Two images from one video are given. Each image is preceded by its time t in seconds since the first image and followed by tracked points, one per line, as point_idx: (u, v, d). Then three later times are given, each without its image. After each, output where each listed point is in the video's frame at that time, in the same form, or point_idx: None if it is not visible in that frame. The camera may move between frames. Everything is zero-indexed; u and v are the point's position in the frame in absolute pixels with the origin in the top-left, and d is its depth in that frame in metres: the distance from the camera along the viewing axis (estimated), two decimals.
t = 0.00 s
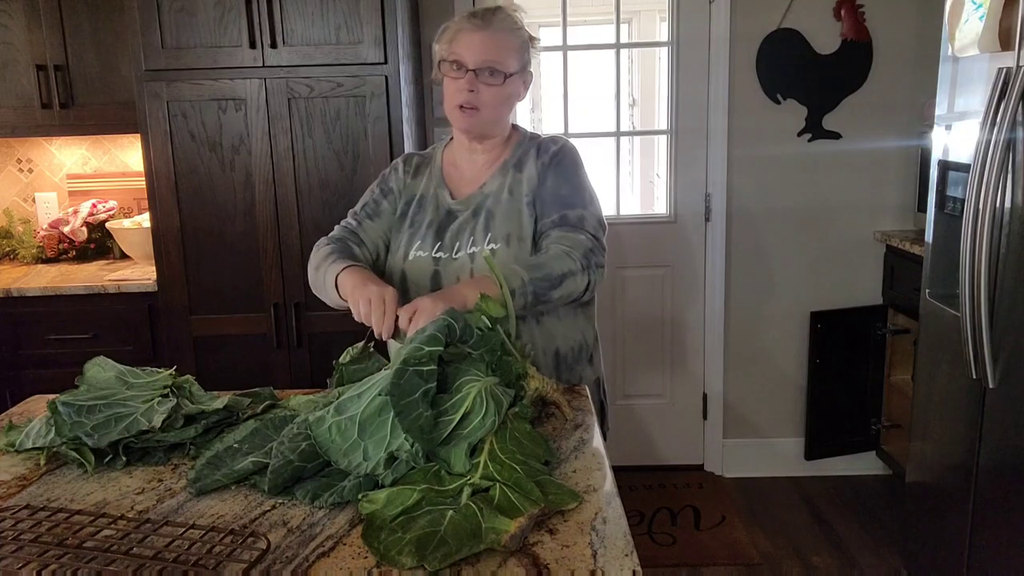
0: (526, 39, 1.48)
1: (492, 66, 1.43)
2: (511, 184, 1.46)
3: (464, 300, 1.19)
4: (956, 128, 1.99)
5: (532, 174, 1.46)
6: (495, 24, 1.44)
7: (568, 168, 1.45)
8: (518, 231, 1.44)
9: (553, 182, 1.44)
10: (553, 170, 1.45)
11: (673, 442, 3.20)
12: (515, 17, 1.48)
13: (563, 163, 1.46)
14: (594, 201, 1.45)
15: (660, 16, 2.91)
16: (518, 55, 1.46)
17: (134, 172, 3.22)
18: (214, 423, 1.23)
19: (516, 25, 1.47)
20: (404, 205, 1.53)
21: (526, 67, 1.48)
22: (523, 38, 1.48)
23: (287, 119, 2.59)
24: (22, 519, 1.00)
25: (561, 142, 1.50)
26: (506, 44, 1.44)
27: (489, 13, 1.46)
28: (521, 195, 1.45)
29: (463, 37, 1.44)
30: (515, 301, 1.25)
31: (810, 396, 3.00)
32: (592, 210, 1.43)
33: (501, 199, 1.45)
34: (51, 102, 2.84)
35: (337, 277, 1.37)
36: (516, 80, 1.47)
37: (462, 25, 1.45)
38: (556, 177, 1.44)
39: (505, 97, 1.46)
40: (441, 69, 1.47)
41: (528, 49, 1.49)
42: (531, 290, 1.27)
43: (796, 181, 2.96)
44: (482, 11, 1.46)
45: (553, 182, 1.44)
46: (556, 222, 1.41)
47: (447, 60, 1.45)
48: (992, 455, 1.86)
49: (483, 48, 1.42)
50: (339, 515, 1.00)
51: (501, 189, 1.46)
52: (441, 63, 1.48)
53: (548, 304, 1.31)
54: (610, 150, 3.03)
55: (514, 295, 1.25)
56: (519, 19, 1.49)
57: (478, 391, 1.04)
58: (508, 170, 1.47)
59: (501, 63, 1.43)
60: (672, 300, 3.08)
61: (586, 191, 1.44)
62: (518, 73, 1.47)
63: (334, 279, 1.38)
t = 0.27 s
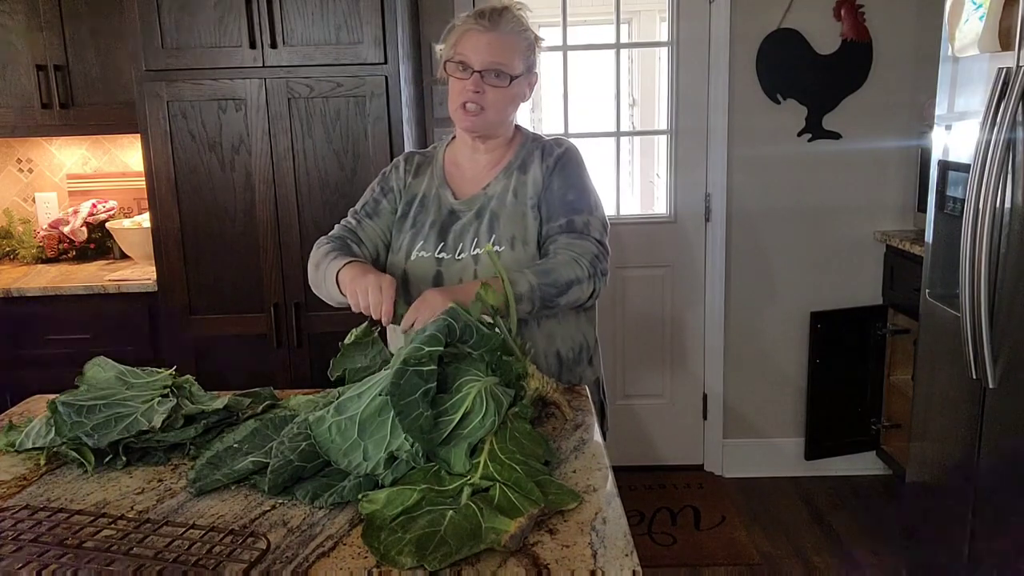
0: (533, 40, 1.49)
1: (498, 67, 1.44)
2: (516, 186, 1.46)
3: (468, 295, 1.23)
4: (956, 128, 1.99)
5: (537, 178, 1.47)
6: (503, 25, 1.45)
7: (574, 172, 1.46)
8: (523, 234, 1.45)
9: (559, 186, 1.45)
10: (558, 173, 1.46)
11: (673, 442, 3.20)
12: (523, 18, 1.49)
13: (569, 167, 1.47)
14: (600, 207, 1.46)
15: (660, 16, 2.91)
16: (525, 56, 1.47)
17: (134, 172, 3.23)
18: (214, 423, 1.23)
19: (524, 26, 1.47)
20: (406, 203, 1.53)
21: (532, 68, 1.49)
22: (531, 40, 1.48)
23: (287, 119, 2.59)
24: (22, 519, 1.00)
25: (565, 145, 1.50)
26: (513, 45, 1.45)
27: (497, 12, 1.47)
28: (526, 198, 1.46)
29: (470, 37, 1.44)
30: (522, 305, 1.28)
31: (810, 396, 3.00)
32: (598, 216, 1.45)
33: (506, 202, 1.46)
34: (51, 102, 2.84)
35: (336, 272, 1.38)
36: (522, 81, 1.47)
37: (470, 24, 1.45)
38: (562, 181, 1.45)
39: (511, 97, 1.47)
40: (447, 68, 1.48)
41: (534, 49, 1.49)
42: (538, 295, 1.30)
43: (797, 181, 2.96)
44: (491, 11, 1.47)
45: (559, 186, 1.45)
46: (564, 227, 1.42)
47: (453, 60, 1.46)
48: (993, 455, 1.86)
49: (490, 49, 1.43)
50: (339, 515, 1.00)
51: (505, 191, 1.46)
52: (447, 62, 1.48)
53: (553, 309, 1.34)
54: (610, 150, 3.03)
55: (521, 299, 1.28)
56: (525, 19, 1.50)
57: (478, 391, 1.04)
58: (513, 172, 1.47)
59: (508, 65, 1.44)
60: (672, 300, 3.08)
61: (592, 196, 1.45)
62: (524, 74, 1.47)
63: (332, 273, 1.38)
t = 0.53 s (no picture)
0: (524, 34, 1.42)
1: (492, 82, 1.39)
2: (521, 187, 1.47)
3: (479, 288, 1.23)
4: (956, 128, 1.99)
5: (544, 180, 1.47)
6: (491, 31, 1.38)
7: (580, 176, 1.47)
8: (527, 235, 1.45)
9: (569, 190, 1.45)
10: (565, 177, 1.46)
11: (673, 442, 3.20)
12: (510, 13, 1.40)
13: (575, 170, 1.47)
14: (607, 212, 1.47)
15: (660, 16, 2.91)
16: (518, 58, 1.41)
17: (134, 172, 3.22)
18: (214, 423, 1.23)
19: (513, 24, 1.40)
20: (409, 203, 1.53)
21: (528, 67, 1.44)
22: (521, 35, 1.41)
23: (288, 119, 2.59)
24: (22, 519, 1.00)
25: (571, 147, 1.50)
26: (504, 52, 1.39)
27: (483, 15, 1.39)
28: (531, 200, 1.46)
29: (460, 52, 1.39)
30: (534, 310, 1.29)
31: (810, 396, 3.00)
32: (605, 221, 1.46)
33: (511, 203, 1.46)
34: (51, 102, 2.84)
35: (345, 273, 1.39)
36: (518, 84, 1.43)
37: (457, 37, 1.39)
38: (572, 185, 1.45)
39: (510, 104, 1.43)
40: (439, 82, 1.43)
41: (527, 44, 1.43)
42: (550, 301, 1.30)
43: (797, 182, 2.96)
44: (476, 13, 1.39)
45: (567, 190, 1.45)
46: (574, 231, 1.42)
47: (446, 74, 1.41)
48: (992, 455, 1.86)
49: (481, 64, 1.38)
50: (339, 516, 1.00)
51: (511, 192, 1.47)
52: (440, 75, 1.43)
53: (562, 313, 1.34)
54: (610, 150, 3.03)
55: (533, 305, 1.29)
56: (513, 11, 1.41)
57: (478, 391, 1.04)
58: (519, 173, 1.47)
59: (502, 75, 1.39)
60: (672, 300, 3.08)
61: (600, 201, 1.46)
62: (520, 77, 1.42)
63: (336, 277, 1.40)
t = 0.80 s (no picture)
0: (513, 34, 1.39)
1: (483, 89, 1.38)
2: (523, 189, 1.47)
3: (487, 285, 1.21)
4: (956, 128, 1.99)
5: (549, 180, 1.47)
6: (478, 36, 1.36)
7: (584, 177, 1.47)
8: (529, 236, 1.46)
9: (576, 191, 1.45)
10: (568, 178, 1.47)
11: (673, 442, 3.20)
12: (497, 13, 1.38)
13: (577, 170, 1.47)
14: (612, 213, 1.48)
15: (660, 17, 2.91)
16: (508, 59, 1.39)
17: (134, 172, 3.22)
18: (214, 423, 1.23)
19: (499, 26, 1.37)
20: (409, 205, 1.53)
21: (520, 67, 1.41)
22: (510, 35, 1.39)
23: (288, 119, 2.59)
24: (22, 519, 1.00)
25: (573, 147, 1.50)
26: (493, 57, 1.37)
27: (469, 20, 1.37)
28: (535, 200, 1.46)
29: (449, 62, 1.38)
30: (546, 311, 1.29)
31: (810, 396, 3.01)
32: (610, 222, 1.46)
33: (512, 204, 1.47)
34: (51, 102, 2.84)
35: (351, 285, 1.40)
36: (511, 86, 1.41)
37: (445, 45, 1.38)
38: (578, 186, 1.46)
39: (505, 107, 1.42)
40: (432, 92, 1.42)
41: (517, 43, 1.40)
42: (562, 302, 1.31)
43: (797, 182, 2.96)
44: (461, 18, 1.37)
45: (573, 191, 1.46)
46: (582, 233, 1.43)
47: (439, 86, 1.41)
48: (992, 455, 1.87)
49: (470, 72, 1.36)
50: (339, 516, 1.00)
51: (512, 193, 1.47)
52: (433, 84, 1.43)
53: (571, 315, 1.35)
54: (610, 150, 3.03)
55: (546, 305, 1.29)
56: (499, 12, 1.39)
57: (478, 391, 1.04)
58: (520, 174, 1.47)
59: (494, 80, 1.38)
60: (672, 300, 3.08)
61: (604, 202, 1.46)
62: (512, 79, 1.41)
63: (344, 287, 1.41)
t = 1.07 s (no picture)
0: (504, 35, 1.39)
1: (475, 94, 1.37)
2: (523, 188, 1.47)
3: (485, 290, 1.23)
4: (956, 128, 1.99)
5: (549, 180, 1.47)
6: (468, 42, 1.36)
7: (584, 176, 1.47)
8: (529, 236, 1.46)
9: (575, 190, 1.46)
10: (568, 177, 1.47)
11: (673, 442, 3.20)
12: (486, 16, 1.38)
13: (576, 169, 1.47)
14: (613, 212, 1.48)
15: (660, 17, 2.91)
16: (500, 61, 1.38)
17: (134, 172, 3.22)
18: (214, 423, 1.23)
19: (489, 29, 1.37)
20: (409, 208, 1.53)
21: (514, 69, 1.41)
22: (501, 37, 1.38)
23: (288, 119, 2.59)
24: (22, 519, 1.00)
25: (572, 147, 1.50)
26: (484, 60, 1.37)
27: (458, 25, 1.37)
28: (534, 201, 1.47)
29: (440, 70, 1.38)
30: (537, 306, 1.31)
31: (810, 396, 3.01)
32: (611, 221, 1.46)
33: (512, 204, 1.47)
34: (51, 102, 2.84)
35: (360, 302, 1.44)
36: (505, 88, 1.40)
37: (436, 53, 1.38)
38: (577, 185, 1.46)
39: (500, 111, 1.42)
40: (427, 99, 1.43)
41: (510, 46, 1.40)
42: (554, 298, 1.32)
43: (798, 182, 2.96)
44: (451, 24, 1.37)
45: (573, 191, 1.46)
46: (581, 232, 1.43)
47: (433, 95, 1.41)
48: (992, 455, 1.87)
49: (461, 78, 1.36)
50: (339, 516, 1.00)
51: (513, 193, 1.47)
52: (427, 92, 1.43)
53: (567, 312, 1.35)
54: (610, 150, 3.03)
55: (538, 299, 1.30)
56: (491, 15, 1.39)
57: (478, 391, 1.04)
58: (520, 175, 1.48)
59: (488, 84, 1.37)
60: (672, 300, 3.08)
61: (605, 201, 1.46)
62: (505, 81, 1.40)
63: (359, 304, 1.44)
